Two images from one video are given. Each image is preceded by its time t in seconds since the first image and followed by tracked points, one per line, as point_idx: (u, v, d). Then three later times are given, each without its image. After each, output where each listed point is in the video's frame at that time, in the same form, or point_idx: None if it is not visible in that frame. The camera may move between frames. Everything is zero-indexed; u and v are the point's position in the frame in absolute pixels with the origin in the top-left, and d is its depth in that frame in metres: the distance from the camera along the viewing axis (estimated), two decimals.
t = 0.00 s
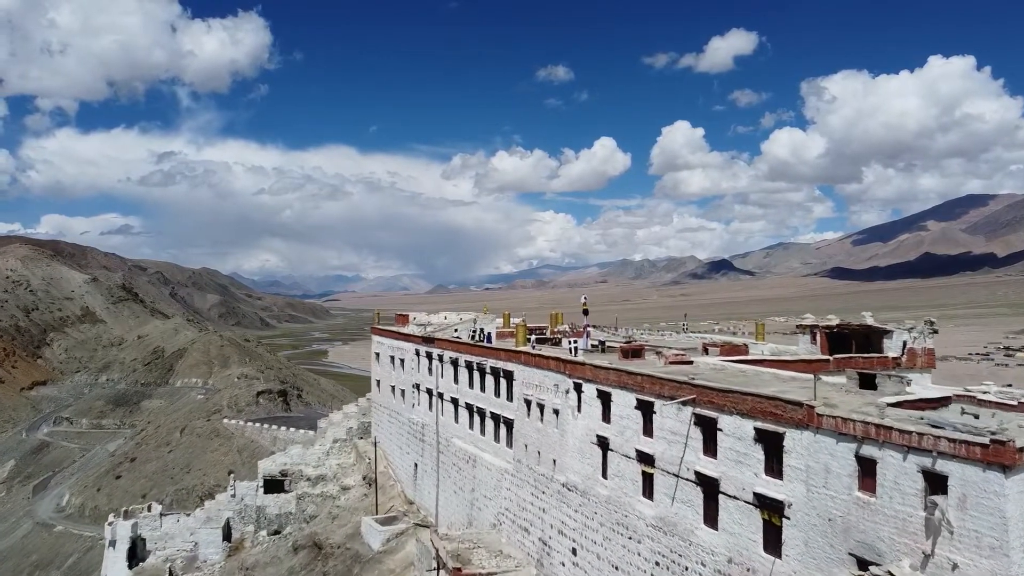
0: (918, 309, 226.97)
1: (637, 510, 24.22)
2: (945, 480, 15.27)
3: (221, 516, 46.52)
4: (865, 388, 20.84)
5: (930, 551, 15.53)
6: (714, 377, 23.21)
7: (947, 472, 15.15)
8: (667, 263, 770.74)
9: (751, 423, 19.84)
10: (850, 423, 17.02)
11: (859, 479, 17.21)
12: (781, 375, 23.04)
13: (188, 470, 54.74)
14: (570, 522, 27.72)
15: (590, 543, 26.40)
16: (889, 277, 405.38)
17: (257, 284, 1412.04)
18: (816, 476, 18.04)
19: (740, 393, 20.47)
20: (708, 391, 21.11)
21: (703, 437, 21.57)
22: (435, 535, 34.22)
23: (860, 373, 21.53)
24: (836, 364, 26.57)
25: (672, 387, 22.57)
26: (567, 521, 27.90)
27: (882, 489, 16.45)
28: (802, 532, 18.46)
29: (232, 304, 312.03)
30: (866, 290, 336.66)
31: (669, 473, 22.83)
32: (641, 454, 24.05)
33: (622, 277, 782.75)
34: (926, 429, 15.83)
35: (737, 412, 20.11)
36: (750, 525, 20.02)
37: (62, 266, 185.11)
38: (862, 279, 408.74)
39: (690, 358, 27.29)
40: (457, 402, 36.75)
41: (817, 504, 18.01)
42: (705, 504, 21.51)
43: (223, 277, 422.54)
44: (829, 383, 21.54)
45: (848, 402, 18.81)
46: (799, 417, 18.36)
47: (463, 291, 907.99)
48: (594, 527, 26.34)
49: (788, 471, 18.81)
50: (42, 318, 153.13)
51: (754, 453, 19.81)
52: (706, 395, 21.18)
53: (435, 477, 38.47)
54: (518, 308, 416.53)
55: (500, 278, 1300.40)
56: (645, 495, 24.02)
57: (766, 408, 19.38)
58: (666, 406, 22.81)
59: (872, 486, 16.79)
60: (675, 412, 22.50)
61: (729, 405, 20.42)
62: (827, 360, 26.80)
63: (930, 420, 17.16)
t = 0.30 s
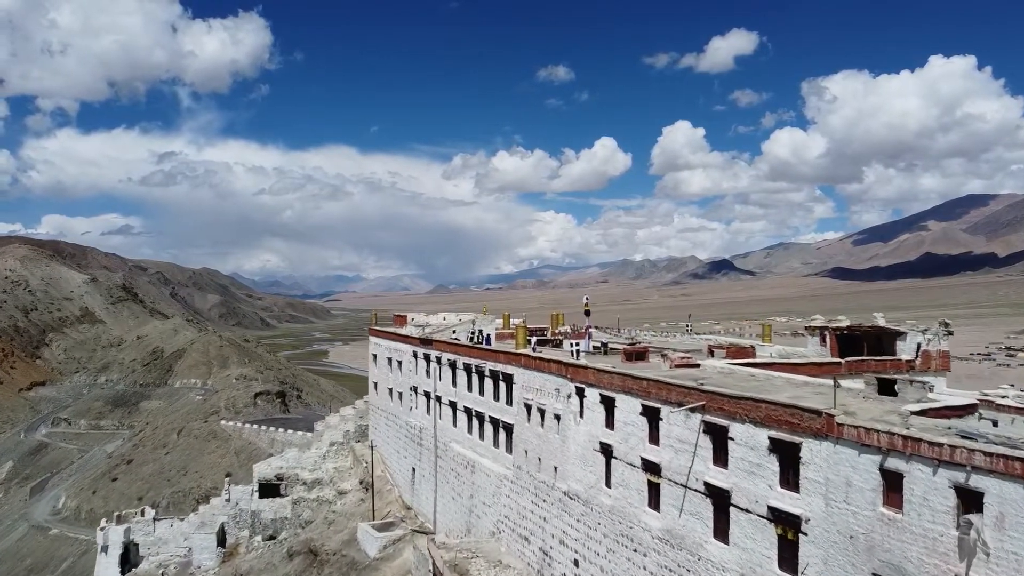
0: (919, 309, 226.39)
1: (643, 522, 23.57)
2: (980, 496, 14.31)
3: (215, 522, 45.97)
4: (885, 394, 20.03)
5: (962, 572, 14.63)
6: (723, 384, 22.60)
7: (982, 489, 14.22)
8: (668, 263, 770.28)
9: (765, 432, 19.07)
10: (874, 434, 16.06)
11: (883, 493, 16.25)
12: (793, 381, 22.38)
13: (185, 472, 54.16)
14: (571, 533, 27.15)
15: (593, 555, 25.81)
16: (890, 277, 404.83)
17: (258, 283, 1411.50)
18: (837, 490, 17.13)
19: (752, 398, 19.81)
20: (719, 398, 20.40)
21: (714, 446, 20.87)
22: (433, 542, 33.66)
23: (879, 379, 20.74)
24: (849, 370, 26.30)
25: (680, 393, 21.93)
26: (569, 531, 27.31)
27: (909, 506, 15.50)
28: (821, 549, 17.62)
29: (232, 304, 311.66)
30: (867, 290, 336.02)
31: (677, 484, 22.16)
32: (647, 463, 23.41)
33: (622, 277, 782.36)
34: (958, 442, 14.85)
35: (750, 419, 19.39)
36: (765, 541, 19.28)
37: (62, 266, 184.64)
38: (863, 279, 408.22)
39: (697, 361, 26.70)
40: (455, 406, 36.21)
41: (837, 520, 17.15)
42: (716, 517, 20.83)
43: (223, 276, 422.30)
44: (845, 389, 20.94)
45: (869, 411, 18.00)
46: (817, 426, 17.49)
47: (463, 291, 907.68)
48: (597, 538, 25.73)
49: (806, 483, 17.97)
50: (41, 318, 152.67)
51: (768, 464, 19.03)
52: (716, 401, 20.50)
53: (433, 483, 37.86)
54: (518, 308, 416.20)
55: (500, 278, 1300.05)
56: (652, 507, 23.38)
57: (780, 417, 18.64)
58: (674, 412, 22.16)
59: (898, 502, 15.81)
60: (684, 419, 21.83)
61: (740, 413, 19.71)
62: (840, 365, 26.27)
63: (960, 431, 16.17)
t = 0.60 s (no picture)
0: (919, 309, 225.89)
1: (647, 528, 23.13)
2: (1008, 506, 13.77)
3: (211, 524, 45.68)
4: (898, 397, 19.57)
5: None
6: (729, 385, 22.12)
7: (1011, 498, 13.68)
8: (668, 263, 769.53)
9: (775, 437, 18.60)
10: (893, 440, 15.51)
11: (903, 501, 15.72)
12: (802, 382, 21.92)
13: (183, 473, 53.80)
14: (572, 539, 26.73)
15: (594, 561, 25.36)
16: (890, 277, 404.23)
17: (258, 283, 1411.62)
18: (853, 497, 16.63)
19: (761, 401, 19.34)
20: (727, 400, 19.94)
21: (721, 450, 20.41)
22: (431, 547, 33.23)
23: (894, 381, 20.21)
24: (854, 371, 26.08)
25: (685, 395, 21.47)
26: (569, 536, 26.88)
27: (930, 515, 15.01)
28: (834, 558, 17.14)
29: (233, 304, 311.29)
30: (868, 290, 335.31)
31: (683, 489, 21.71)
32: (652, 468, 22.95)
33: (622, 277, 781.84)
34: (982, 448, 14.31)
35: (759, 423, 18.92)
36: (775, 550, 18.79)
37: (61, 267, 184.33)
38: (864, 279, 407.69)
39: (701, 361, 26.25)
40: (453, 407, 35.82)
41: (853, 530, 16.65)
42: (724, 524, 20.36)
43: (223, 276, 421.95)
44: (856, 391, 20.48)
45: (883, 415, 17.50)
46: (831, 431, 17.01)
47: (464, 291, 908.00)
48: (598, 544, 25.29)
49: (818, 490, 17.53)
50: (41, 318, 152.32)
51: (779, 470, 18.57)
52: (724, 404, 20.03)
53: (431, 485, 37.46)
54: (519, 309, 415.65)
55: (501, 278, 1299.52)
56: (655, 512, 22.94)
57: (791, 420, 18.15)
58: (679, 415, 21.70)
59: (919, 511, 15.31)
60: (690, 422, 21.35)
61: (749, 416, 19.23)
62: (848, 365, 26.10)
63: (982, 436, 15.64)
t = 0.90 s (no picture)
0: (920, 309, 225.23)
1: (649, 530, 22.85)
2: None
3: (208, 525, 45.47)
4: (908, 397, 19.26)
5: None
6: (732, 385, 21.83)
7: None
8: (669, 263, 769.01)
9: (782, 438, 18.31)
10: (906, 442, 15.20)
11: (915, 505, 15.42)
12: (808, 382, 21.63)
13: (181, 473, 53.55)
14: (572, 542, 26.42)
15: (594, 564, 25.07)
16: (891, 277, 403.54)
17: (259, 283, 1411.64)
18: (863, 501, 16.33)
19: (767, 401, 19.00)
20: (731, 401, 19.66)
21: (725, 452, 20.14)
22: (429, 549, 32.93)
23: (903, 381, 19.89)
24: (861, 371, 25.82)
25: (689, 396, 21.17)
26: (569, 539, 26.59)
27: (945, 520, 14.71)
28: (842, 563, 16.86)
29: (233, 304, 310.99)
30: (869, 290, 334.83)
31: (687, 492, 21.42)
32: (654, 470, 22.65)
33: (623, 277, 781.43)
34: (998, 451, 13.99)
35: (765, 424, 18.62)
36: (781, 555, 18.50)
37: (61, 266, 184.17)
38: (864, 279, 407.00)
39: (704, 360, 25.94)
40: (452, 407, 35.53)
41: (863, 535, 16.34)
42: (729, 528, 20.07)
43: (223, 275, 421.64)
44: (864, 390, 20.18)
45: (893, 416, 17.22)
46: (840, 432, 16.71)
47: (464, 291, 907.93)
48: (599, 547, 25.00)
49: (826, 493, 17.24)
50: (41, 319, 152.12)
51: (786, 472, 18.27)
52: (728, 403, 19.74)
53: (429, 487, 37.20)
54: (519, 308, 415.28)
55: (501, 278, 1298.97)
56: (658, 515, 22.66)
57: (799, 421, 17.86)
58: (682, 416, 21.42)
59: (932, 516, 15.02)
60: (694, 423, 21.07)
61: (754, 417, 18.96)
62: (853, 364, 25.83)
63: (997, 437, 15.32)
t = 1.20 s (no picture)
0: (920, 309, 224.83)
1: (648, 531, 22.70)
2: None
3: (206, 525, 45.35)
4: (911, 397, 19.10)
5: None
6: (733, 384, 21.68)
7: None
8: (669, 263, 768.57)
9: (783, 437, 18.17)
10: (909, 442, 15.06)
11: (920, 506, 15.25)
12: (809, 381, 21.47)
13: (180, 473, 53.42)
14: (571, 543, 26.27)
15: (593, 565, 24.92)
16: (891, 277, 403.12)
17: (259, 283, 1412.28)
18: (866, 501, 16.18)
19: (768, 400, 18.84)
20: (732, 400, 19.50)
21: (726, 452, 19.97)
22: (427, 550, 32.81)
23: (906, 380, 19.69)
24: (862, 369, 25.68)
25: (688, 395, 21.03)
26: (567, 540, 26.43)
27: (950, 522, 14.54)
28: (843, 565, 16.72)
29: (233, 304, 310.68)
30: (869, 289, 334.45)
31: (687, 492, 21.28)
32: (654, 470, 22.50)
33: (624, 277, 781.13)
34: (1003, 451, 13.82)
35: (766, 423, 18.47)
36: (783, 556, 18.34)
37: (61, 266, 184.01)
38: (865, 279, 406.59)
39: (704, 360, 25.79)
40: (450, 407, 35.38)
41: (866, 537, 16.19)
42: (729, 529, 19.92)
43: (224, 274, 421.38)
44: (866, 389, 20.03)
45: (895, 415, 17.05)
46: (843, 432, 16.54)
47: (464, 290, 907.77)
48: (598, 547, 24.84)
49: (828, 494, 17.08)
50: (40, 318, 151.99)
51: (787, 472, 18.13)
52: (728, 403, 19.58)
53: (427, 487, 37.04)
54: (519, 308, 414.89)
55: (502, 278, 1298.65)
56: (657, 516, 22.51)
57: (800, 421, 17.71)
58: (682, 415, 21.26)
59: (937, 518, 14.86)
60: (693, 422, 20.93)
61: (755, 416, 18.79)
62: (854, 363, 25.70)
63: (1002, 437, 15.16)
